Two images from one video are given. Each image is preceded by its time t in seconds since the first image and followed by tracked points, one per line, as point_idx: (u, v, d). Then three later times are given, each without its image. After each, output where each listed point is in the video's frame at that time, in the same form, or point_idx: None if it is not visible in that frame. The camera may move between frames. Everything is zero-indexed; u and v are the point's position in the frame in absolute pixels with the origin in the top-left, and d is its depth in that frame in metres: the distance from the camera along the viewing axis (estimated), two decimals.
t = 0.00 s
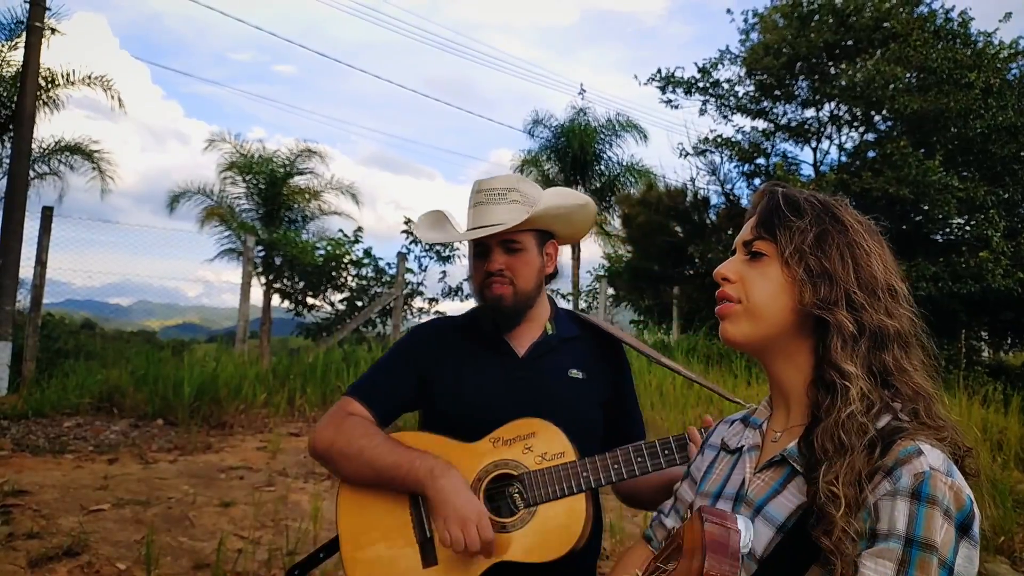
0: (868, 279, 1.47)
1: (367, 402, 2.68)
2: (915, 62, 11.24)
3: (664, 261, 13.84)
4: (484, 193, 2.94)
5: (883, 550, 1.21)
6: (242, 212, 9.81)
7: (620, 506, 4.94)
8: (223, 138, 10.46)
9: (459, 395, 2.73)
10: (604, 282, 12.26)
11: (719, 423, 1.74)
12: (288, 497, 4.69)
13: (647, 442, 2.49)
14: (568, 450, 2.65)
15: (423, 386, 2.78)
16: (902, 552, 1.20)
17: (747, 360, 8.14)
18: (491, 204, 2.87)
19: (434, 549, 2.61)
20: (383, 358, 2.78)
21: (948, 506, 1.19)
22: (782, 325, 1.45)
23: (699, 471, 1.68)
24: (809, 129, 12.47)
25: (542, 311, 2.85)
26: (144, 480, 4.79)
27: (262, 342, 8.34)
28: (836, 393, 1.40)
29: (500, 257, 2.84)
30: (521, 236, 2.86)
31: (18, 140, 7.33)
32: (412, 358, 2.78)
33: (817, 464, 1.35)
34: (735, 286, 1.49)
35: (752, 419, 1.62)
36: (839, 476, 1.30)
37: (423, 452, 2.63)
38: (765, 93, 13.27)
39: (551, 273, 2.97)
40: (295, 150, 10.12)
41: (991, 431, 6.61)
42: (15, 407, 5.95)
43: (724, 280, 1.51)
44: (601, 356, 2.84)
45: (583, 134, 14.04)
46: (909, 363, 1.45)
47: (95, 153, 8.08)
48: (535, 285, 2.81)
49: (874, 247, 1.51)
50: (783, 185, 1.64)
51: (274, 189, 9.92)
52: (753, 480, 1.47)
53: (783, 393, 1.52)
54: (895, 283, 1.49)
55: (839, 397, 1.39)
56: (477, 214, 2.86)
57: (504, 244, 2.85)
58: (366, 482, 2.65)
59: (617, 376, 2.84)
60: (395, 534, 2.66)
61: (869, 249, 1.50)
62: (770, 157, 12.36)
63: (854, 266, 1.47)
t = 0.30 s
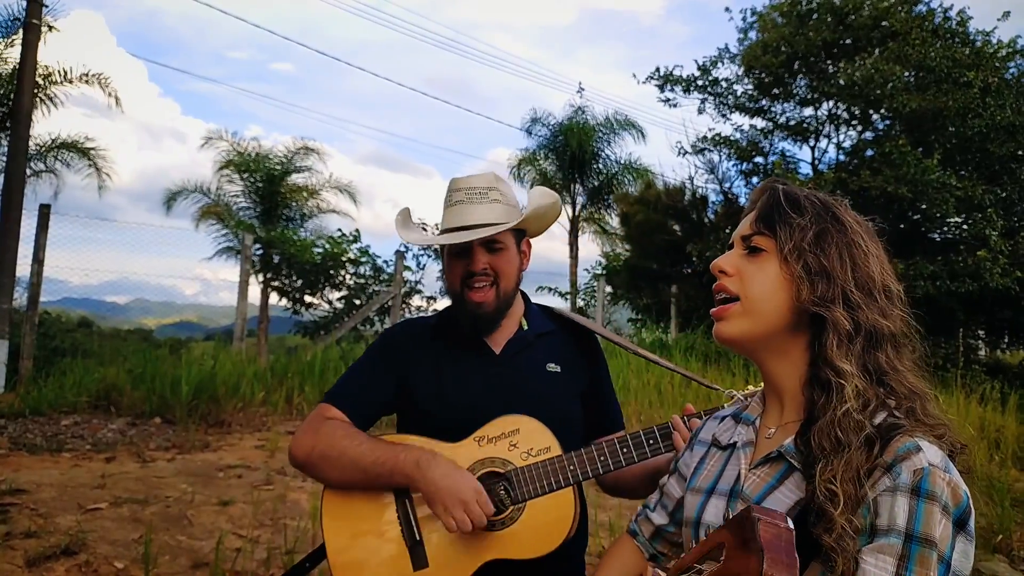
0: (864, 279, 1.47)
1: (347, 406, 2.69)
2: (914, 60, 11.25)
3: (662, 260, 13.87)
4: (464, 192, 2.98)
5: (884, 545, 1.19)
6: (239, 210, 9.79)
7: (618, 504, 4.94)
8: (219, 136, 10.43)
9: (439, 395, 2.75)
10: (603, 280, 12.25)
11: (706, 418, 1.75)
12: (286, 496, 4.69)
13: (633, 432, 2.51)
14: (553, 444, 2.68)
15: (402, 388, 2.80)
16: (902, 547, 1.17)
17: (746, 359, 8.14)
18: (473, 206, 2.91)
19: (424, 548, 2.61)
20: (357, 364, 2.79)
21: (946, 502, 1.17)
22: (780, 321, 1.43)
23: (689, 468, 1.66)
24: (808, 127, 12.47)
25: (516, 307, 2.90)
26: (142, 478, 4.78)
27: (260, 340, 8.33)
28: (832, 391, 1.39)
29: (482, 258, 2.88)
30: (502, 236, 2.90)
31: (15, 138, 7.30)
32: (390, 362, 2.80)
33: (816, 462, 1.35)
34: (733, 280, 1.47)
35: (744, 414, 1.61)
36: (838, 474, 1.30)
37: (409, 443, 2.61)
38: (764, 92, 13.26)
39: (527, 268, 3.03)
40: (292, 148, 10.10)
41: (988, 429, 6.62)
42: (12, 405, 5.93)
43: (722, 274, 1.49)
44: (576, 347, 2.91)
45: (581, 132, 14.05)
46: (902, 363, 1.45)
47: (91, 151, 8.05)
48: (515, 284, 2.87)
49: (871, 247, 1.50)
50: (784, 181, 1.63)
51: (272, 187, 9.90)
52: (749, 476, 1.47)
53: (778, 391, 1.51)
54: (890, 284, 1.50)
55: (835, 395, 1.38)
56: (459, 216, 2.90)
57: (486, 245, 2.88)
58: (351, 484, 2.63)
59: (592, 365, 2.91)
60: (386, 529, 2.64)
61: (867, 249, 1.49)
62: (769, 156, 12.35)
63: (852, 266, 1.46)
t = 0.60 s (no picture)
0: (854, 277, 1.46)
1: (363, 402, 2.72)
2: (899, 62, 11.33)
3: (649, 260, 13.89)
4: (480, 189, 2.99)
5: (881, 544, 1.19)
6: (225, 209, 9.71)
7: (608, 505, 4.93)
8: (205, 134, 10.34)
9: (455, 393, 2.72)
10: (590, 280, 12.25)
11: (693, 419, 1.73)
12: (273, 497, 4.65)
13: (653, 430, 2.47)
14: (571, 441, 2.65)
15: (419, 386, 2.79)
16: (899, 545, 1.18)
17: (733, 359, 8.15)
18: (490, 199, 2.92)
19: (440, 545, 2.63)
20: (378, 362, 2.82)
21: (940, 500, 1.18)
22: (768, 316, 1.42)
23: (675, 470, 1.64)
24: (795, 129, 12.53)
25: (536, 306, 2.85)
26: (126, 480, 4.72)
27: (245, 340, 8.29)
28: (820, 389, 1.38)
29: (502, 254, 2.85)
30: (522, 233, 2.88)
31: None
32: (407, 360, 2.80)
33: (809, 461, 1.34)
34: (724, 274, 1.46)
35: (731, 414, 1.59)
36: (830, 474, 1.29)
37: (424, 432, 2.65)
38: (751, 93, 13.30)
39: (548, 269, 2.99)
40: (279, 147, 10.03)
41: (973, 429, 6.65)
42: None
43: (712, 269, 1.48)
44: (598, 347, 2.84)
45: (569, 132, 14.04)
46: (889, 362, 1.44)
47: (74, 148, 7.96)
48: (535, 282, 2.82)
49: (860, 246, 1.50)
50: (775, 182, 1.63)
51: (258, 185, 9.83)
52: (741, 477, 1.45)
53: (765, 388, 1.49)
54: (879, 283, 1.49)
55: (824, 392, 1.37)
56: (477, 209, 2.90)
57: (505, 241, 2.86)
58: (368, 478, 2.67)
59: (615, 364, 2.84)
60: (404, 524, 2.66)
61: (856, 248, 1.49)
62: (756, 156, 12.40)
63: (841, 264, 1.45)
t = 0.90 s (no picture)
0: (824, 273, 1.46)
1: (382, 407, 2.80)
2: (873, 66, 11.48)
3: (627, 261, 13.96)
4: (503, 192, 3.10)
5: (866, 545, 1.18)
6: (199, 207, 9.60)
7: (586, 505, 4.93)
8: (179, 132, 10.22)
9: (476, 396, 2.82)
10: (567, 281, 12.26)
11: (686, 425, 1.73)
12: (248, 499, 4.60)
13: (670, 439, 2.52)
14: (585, 448, 2.67)
15: (439, 389, 2.88)
16: (883, 546, 1.17)
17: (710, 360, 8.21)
18: (511, 202, 3.03)
19: (452, 552, 2.70)
20: (399, 364, 2.89)
21: (924, 499, 1.18)
22: (743, 324, 1.44)
23: (666, 475, 1.65)
24: (770, 132, 12.65)
25: (559, 310, 2.92)
26: (97, 482, 4.64)
27: (220, 340, 8.20)
28: (797, 390, 1.37)
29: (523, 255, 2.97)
30: (542, 234, 3.00)
31: None
32: (428, 362, 2.88)
33: (788, 462, 1.33)
34: (696, 288, 1.48)
35: (722, 419, 1.59)
36: (811, 475, 1.28)
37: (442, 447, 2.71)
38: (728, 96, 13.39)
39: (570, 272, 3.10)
40: (254, 145, 9.94)
41: (944, 429, 6.75)
42: None
43: (687, 285, 1.50)
44: (618, 353, 2.87)
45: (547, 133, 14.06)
46: (868, 354, 1.43)
47: (45, 145, 7.81)
48: (556, 284, 2.92)
49: (828, 241, 1.50)
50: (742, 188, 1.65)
51: (233, 183, 9.73)
52: (729, 481, 1.45)
53: (749, 392, 1.50)
54: (850, 275, 1.48)
55: (799, 392, 1.37)
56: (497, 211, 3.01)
57: (526, 243, 2.98)
58: (384, 483, 2.75)
59: (638, 372, 2.86)
60: (418, 528, 2.75)
61: (825, 244, 1.49)
62: (732, 158, 12.50)
63: (809, 262, 1.46)
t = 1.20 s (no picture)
0: (809, 274, 1.47)
1: (372, 400, 2.84)
2: (842, 70, 11.66)
3: (600, 260, 14.00)
4: (499, 189, 3.11)
5: (843, 546, 1.19)
6: (167, 202, 9.44)
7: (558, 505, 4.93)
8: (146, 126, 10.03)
9: (467, 395, 2.83)
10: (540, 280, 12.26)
11: (676, 427, 1.74)
12: (215, 499, 4.53)
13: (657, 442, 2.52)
14: (574, 449, 2.68)
15: (431, 386, 2.89)
16: (861, 547, 1.18)
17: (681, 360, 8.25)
18: (509, 198, 3.04)
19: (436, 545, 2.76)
20: (393, 359, 2.93)
21: (904, 500, 1.17)
22: (729, 324, 1.44)
23: (657, 475, 1.67)
24: (742, 133, 12.76)
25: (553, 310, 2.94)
26: (60, 483, 4.55)
27: (187, 339, 8.07)
28: (782, 392, 1.38)
29: (519, 253, 2.99)
30: (539, 232, 3.02)
31: None
32: (422, 360, 2.90)
33: (770, 462, 1.34)
34: (681, 287, 1.48)
35: (709, 420, 1.60)
36: (794, 476, 1.29)
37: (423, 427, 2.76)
38: (700, 97, 13.44)
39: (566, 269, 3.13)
40: (223, 139, 9.80)
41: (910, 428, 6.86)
42: None
43: (672, 284, 1.50)
44: (611, 355, 2.89)
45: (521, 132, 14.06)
46: (851, 356, 1.44)
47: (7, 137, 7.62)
48: (552, 281, 2.95)
49: (813, 243, 1.51)
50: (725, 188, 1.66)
51: (201, 179, 9.58)
52: (713, 481, 1.46)
53: (736, 394, 1.51)
54: (835, 278, 1.50)
55: (786, 394, 1.37)
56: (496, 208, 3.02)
57: (524, 240, 3.00)
58: (371, 474, 2.81)
59: (630, 375, 2.87)
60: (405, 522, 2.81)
61: (809, 245, 1.50)
62: (704, 159, 12.60)
63: (795, 262, 1.47)
